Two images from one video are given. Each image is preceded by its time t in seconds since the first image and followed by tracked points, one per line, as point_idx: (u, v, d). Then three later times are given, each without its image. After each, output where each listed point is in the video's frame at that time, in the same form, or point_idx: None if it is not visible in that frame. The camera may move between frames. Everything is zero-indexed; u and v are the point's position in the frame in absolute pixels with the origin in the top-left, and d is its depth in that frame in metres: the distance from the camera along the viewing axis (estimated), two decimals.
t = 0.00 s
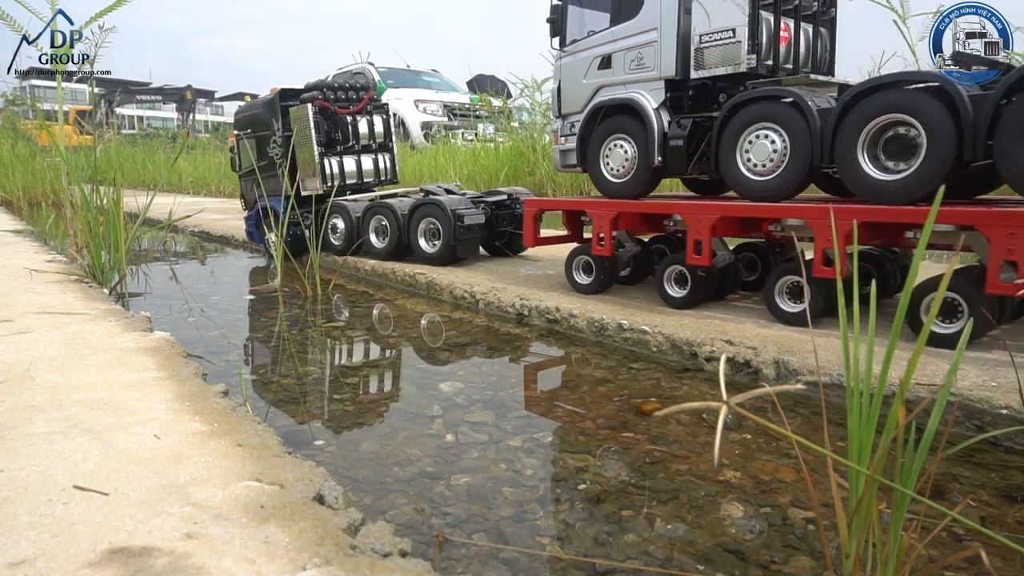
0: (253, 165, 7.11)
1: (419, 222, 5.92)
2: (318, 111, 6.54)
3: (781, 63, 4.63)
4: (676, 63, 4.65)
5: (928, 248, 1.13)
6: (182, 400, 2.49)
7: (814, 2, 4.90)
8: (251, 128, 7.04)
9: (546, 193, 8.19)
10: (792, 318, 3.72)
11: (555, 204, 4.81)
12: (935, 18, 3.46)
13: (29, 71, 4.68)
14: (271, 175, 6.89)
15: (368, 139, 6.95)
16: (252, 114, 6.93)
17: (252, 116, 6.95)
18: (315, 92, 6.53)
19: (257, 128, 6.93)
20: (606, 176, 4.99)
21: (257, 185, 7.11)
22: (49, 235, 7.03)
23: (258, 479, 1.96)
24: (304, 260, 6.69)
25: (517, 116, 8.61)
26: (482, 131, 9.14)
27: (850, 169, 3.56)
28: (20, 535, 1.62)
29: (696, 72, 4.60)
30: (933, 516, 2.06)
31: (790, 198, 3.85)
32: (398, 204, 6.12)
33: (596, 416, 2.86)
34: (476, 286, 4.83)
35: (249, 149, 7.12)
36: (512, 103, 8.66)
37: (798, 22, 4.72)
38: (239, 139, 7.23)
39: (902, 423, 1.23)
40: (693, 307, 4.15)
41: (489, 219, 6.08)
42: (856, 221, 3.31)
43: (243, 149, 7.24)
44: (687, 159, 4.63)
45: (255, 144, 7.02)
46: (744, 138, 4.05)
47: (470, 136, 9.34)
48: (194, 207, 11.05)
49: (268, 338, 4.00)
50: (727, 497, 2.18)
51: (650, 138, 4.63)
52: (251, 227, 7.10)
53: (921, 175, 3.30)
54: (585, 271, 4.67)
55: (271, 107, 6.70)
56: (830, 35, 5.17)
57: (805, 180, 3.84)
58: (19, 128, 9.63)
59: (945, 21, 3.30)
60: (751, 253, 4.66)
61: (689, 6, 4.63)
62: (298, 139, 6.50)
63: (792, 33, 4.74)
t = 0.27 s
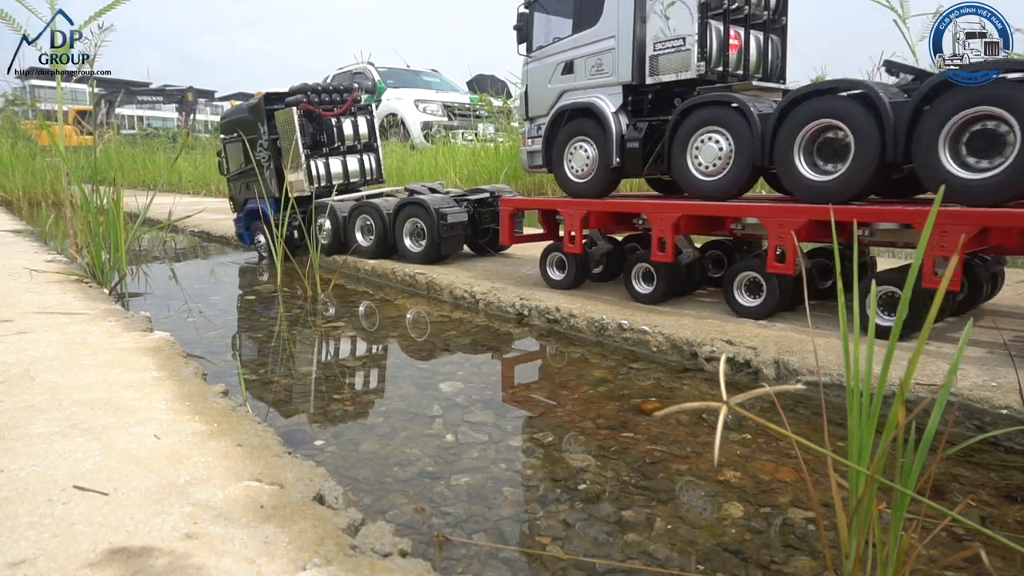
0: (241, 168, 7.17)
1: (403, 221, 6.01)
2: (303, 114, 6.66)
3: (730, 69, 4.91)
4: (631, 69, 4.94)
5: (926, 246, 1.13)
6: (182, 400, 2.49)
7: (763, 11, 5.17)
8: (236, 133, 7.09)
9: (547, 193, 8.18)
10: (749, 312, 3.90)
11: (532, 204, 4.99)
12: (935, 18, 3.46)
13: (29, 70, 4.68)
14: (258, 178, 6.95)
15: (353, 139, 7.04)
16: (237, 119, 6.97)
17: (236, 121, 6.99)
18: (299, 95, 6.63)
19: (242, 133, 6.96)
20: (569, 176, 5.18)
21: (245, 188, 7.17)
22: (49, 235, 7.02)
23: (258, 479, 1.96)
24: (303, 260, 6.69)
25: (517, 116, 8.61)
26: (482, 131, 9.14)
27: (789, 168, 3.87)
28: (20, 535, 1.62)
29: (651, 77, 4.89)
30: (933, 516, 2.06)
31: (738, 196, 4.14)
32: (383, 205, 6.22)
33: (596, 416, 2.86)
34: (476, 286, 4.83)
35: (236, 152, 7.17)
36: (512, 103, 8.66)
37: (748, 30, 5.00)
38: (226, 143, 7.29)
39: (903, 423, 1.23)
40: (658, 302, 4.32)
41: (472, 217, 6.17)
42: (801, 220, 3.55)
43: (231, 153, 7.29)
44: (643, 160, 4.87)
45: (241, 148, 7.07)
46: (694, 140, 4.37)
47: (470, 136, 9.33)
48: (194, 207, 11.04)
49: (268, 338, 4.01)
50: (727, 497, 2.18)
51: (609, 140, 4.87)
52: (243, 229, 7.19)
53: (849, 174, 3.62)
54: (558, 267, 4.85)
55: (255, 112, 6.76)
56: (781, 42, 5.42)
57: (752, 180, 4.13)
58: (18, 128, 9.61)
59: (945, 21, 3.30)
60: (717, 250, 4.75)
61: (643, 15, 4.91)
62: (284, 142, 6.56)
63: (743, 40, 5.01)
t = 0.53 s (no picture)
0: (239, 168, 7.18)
1: (399, 221, 6.03)
2: (300, 114, 6.69)
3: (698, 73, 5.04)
4: (604, 72, 5.05)
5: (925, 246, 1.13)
6: (181, 400, 2.49)
7: (732, 17, 5.31)
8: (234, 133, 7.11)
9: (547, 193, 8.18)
10: (738, 311, 3.93)
11: (525, 204, 5.03)
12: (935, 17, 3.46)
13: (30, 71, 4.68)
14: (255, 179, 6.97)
15: (349, 140, 7.03)
16: (234, 119, 6.99)
17: (234, 121, 7.01)
18: (295, 97, 6.63)
19: (239, 133, 6.98)
20: (546, 176, 5.28)
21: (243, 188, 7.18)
22: (49, 236, 7.02)
23: (258, 479, 1.96)
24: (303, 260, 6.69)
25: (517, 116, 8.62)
26: (482, 131, 9.15)
27: (751, 169, 3.99)
28: (20, 535, 1.62)
29: (623, 81, 5.00)
30: (933, 516, 2.06)
31: (707, 196, 4.24)
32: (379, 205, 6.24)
33: (596, 416, 2.86)
34: (476, 286, 4.83)
35: (234, 152, 7.19)
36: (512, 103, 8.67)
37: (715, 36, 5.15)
38: (225, 143, 7.30)
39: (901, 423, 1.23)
40: (648, 301, 4.35)
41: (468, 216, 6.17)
42: (789, 219, 3.59)
43: (229, 153, 7.31)
44: (617, 160, 4.94)
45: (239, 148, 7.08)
46: (662, 142, 4.46)
47: (470, 136, 9.34)
48: (194, 207, 11.04)
49: (268, 338, 4.01)
50: (726, 497, 2.18)
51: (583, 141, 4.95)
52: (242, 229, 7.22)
53: (809, 175, 3.72)
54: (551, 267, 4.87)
55: (251, 112, 6.78)
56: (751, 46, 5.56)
57: (718, 180, 4.24)
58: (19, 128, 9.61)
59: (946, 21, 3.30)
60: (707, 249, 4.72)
61: (615, 20, 5.03)
62: (280, 143, 6.57)
63: (710, 45, 5.15)
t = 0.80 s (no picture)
0: (239, 167, 7.18)
1: (399, 221, 6.03)
2: (301, 114, 6.68)
3: (702, 71, 4.99)
4: (605, 72, 5.05)
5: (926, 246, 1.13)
6: (182, 400, 2.49)
7: (734, 16, 5.28)
8: (234, 132, 7.10)
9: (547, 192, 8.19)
10: (739, 311, 3.93)
11: (526, 204, 5.03)
12: (934, 18, 3.47)
13: (30, 71, 4.68)
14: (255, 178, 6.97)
15: (350, 140, 7.03)
16: (235, 118, 6.99)
17: (235, 120, 7.01)
18: (296, 96, 6.64)
19: (240, 132, 6.97)
20: (548, 176, 5.28)
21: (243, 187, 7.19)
22: (49, 236, 7.03)
23: (258, 479, 1.96)
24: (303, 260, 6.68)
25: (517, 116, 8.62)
26: (483, 130, 9.15)
27: (754, 169, 3.99)
28: (20, 534, 1.62)
29: (625, 80, 5.00)
30: (933, 516, 2.07)
31: (709, 196, 4.24)
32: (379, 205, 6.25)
33: (596, 416, 2.86)
34: (476, 286, 4.83)
35: (235, 151, 7.19)
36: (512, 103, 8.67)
37: (718, 35, 5.11)
38: (225, 142, 7.30)
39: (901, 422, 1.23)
40: (648, 301, 4.35)
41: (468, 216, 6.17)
42: (789, 219, 3.60)
43: (230, 153, 7.31)
44: (619, 160, 4.94)
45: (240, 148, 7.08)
46: (665, 142, 4.47)
47: (470, 136, 9.34)
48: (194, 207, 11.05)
49: (268, 338, 4.01)
50: (726, 497, 2.18)
51: (585, 141, 4.95)
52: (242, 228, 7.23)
53: (813, 174, 3.72)
54: (551, 267, 4.86)
55: (252, 112, 6.78)
56: (753, 46, 5.53)
57: (721, 180, 4.23)
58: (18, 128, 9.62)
59: (946, 21, 3.30)
60: (707, 249, 4.72)
61: (617, 20, 5.02)
62: (281, 143, 6.57)
63: (712, 45, 5.10)
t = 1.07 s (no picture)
0: (239, 167, 7.18)
1: (399, 221, 6.04)
2: (301, 115, 6.69)
3: (702, 71, 5.00)
4: (605, 72, 5.05)
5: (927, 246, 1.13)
6: (182, 400, 2.49)
7: (735, 16, 5.28)
8: (235, 132, 7.10)
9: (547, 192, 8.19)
10: (739, 311, 3.93)
11: (526, 204, 5.03)
12: (935, 18, 3.47)
13: (29, 71, 4.68)
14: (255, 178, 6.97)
15: (350, 140, 7.03)
16: (236, 119, 6.99)
17: (235, 120, 7.01)
18: (296, 97, 6.64)
19: (241, 133, 6.98)
20: (548, 176, 5.28)
21: (243, 187, 7.19)
22: (49, 236, 7.03)
23: (258, 479, 1.96)
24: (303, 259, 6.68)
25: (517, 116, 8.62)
26: (483, 130, 9.15)
27: (755, 169, 3.99)
28: (20, 535, 1.62)
29: (626, 81, 5.01)
30: (933, 516, 2.07)
31: (710, 196, 4.24)
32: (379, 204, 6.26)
33: (596, 416, 2.86)
34: (476, 286, 4.83)
35: (235, 152, 7.19)
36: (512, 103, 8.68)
37: (718, 35, 5.11)
38: (225, 143, 7.30)
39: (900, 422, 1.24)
40: (648, 301, 4.35)
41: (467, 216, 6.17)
42: (789, 219, 3.60)
43: (230, 153, 7.31)
44: (619, 160, 4.94)
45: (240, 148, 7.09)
46: (665, 142, 4.47)
47: (470, 136, 9.35)
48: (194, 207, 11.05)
49: (268, 338, 4.01)
50: (727, 497, 2.18)
51: (585, 141, 4.95)
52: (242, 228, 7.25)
53: (813, 175, 3.72)
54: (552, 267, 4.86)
55: (253, 112, 6.78)
56: (753, 47, 5.53)
57: (722, 180, 4.23)
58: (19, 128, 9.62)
59: (946, 21, 3.30)
60: (707, 249, 4.72)
61: (617, 20, 5.02)
62: (281, 143, 6.57)
63: (712, 45, 5.10)
